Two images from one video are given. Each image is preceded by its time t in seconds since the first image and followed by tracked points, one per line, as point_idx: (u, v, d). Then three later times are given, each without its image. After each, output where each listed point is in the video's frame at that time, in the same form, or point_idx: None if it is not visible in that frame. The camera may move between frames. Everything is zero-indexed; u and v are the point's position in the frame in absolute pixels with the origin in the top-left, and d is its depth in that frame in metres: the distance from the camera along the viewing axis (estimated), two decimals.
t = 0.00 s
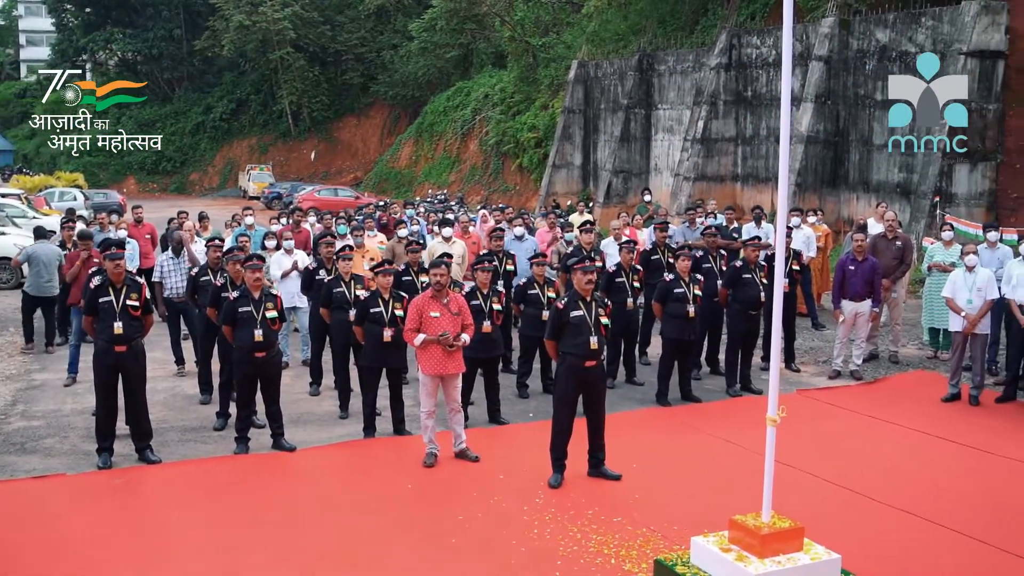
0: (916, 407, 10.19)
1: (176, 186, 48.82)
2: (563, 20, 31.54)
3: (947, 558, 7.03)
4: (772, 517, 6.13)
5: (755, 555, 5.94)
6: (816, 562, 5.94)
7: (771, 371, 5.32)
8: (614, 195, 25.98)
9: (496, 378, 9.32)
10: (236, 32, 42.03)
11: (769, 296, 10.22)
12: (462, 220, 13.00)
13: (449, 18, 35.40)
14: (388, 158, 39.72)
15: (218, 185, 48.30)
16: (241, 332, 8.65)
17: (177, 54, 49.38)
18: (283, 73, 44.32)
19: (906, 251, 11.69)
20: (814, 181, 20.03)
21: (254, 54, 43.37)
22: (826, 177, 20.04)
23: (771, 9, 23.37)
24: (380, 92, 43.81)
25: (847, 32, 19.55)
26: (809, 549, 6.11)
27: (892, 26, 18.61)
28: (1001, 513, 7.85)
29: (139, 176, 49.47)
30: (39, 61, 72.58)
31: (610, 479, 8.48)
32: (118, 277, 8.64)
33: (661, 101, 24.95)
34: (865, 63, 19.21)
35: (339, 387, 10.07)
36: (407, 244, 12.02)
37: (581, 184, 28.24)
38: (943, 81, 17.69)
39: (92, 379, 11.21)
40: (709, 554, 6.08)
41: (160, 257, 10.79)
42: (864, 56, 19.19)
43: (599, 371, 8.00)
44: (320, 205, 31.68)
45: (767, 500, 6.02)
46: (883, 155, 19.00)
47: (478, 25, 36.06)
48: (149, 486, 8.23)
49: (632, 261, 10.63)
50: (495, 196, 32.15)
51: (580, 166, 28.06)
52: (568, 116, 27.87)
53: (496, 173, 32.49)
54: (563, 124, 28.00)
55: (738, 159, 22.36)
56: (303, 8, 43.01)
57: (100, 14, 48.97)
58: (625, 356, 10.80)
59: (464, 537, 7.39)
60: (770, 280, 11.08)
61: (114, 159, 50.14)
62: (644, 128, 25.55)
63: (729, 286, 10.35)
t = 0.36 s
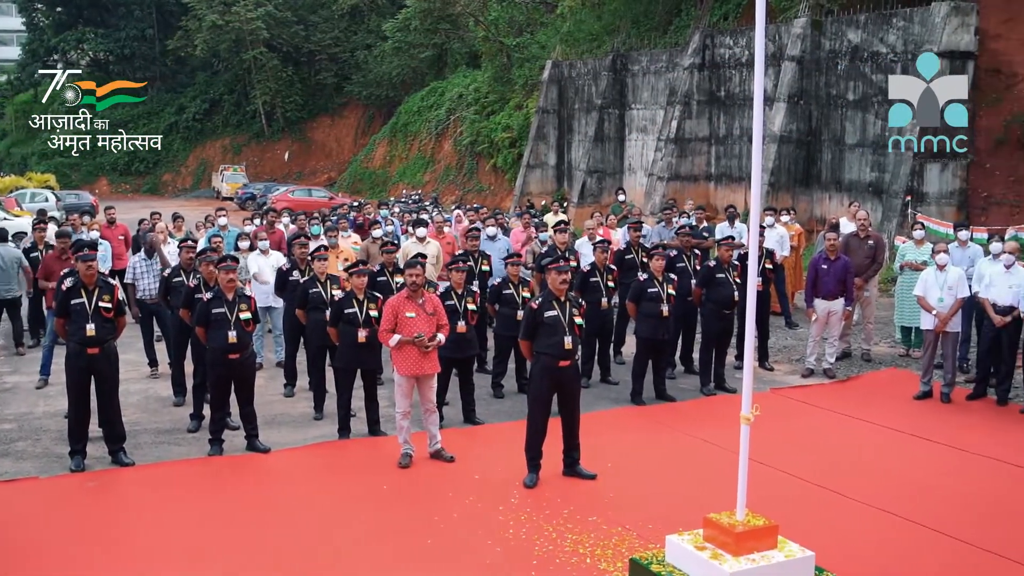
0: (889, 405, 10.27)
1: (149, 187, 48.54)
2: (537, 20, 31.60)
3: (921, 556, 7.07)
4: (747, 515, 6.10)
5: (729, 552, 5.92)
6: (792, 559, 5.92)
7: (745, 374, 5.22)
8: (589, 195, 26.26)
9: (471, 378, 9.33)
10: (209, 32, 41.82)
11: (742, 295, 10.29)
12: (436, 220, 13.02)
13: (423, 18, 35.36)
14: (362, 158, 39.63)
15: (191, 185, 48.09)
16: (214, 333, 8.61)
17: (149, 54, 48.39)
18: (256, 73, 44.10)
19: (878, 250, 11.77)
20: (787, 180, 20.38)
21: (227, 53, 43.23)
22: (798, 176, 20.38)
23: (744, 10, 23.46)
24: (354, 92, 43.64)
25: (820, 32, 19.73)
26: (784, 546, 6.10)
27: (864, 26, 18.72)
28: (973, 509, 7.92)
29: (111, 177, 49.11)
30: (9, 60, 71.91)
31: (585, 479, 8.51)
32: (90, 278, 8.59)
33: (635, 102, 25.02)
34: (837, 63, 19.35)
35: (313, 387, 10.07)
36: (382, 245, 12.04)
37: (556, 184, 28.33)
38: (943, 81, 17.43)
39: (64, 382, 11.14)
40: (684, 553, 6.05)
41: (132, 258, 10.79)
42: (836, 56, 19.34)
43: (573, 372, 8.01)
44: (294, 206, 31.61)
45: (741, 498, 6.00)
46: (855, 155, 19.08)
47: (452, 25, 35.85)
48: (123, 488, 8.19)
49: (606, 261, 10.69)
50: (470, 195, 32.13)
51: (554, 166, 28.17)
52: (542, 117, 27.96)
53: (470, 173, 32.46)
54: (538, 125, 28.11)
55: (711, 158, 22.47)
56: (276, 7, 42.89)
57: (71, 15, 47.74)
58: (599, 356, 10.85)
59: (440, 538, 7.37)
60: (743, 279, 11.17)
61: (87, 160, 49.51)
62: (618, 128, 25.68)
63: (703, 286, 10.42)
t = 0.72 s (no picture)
0: (862, 403, 10.35)
1: (121, 188, 47.81)
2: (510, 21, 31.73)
3: (895, 554, 7.10)
4: (722, 514, 6.11)
5: (704, 551, 5.92)
6: (766, 557, 5.93)
7: (719, 372, 5.22)
8: (563, 195, 26.22)
9: (446, 379, 9.34)
10: (181, 32, 41.59)
11: (717, 294, 10.36)
12: (410, 220, 13.04)
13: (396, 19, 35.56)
14: (336, 159, 39.48)
15: (164, 186, 47.65)
16: (188, 335, 8.58)
17: (121, 54, 47.05)
18: (229, 73, 43.88)
19: (851, 249, 11.82)
20: (761, 179, 20.52)
21: (199, 53, 43.06)
22: (772, 176, 20.50)
23: (718, 11, 23.60)
24: (327, 92, 43.58)
25: (793, 32, 19.84)
26: (758, 545, 6.11)
27: (836, 26, 18.78)
28: (946, 505, 7.98)
29: (83, 178, 48.17)
30: None
31: (560, 478, 8.52)
32: (63, 280, 8.54)
33: (609, 101, 25.09)
34: (810, 63, 19.42)
35: (287, 389, 10.05)
36: (356, 245, 12.06)
37: (530, 184, 28.34)
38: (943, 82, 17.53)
39: (36, 384, 11.06)
40: (661, 553, 6.06)
41: (105, 260, 10.79)
42: (809, 56, 19.42)
43: (547, 371, 8.02)
44: (267, 207, 31.52)
45: (716, 497, 6.00)
46: (828, 154, 19.18)
47: (426, 25, 35.85)
48: (96, 491, 8.13)
49: (581, 261, 10.76)
50: (444, 196, 32.12)
51: (528, 166, 28.16)
52: (516, 117, 27.98)
53: (444, 173, 32.44)
54: (512, 125, 28.13)
55: (686, 158, 22.57)
56: (249, 8, 42.91)
57: (41, 13, 46.72)
58: (575, 356, 10.88)
59: (415, 539, 7.36)
60: (717, 278, 11.24)
61: (57, 162, 48.28)
62: (592, 128, 25.74)
63: (678, 285, 10.48)
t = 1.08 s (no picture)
0: (835, 401, 10.42)
1: (92, 189, 46.54)
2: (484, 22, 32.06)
3: (869, 551, 7.14)
4: (696, 512, 6.13)
5: (680, 549, 5.93)
6: (740, 555, 5.96)
7: (694, 372, 5.23)
8: (538, 195, 26.22)
9: (421, 380, 9.36)
10: (153, 31, 41.29)
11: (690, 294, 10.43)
12: (385, 220, 13.07)
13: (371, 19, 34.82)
14: (310, 159, 39.32)
15: (137, 187, 46.69)
16: (161, 336, 8.55)
17: (93, 53, 46.91)
18: (202, 73, 43.60)
19: (824, 248, 11.99)
20: (734, 179, 20.44)
21: (172, 53, 42.75)
22: (746, 175, 20.42)
23: (691, 11, 23.66)
24: (301, 92, 43.48)
25: (766, 32, 19.88)
26: (733, 543, 6.13)
27: (809, 26, 18.89)
28: (920, 502, 8.04)
29: (55, 178, 46.95)
30: None
31: (535, 478, 8.53)
32: (35, 281, 8.49)
33: (583, 101, 25.13)
34: (783, 62, 19.52)
35: (262, 390, 10.03)
36: (331, 245, 12.07)
37: (504, 183, 28.35)
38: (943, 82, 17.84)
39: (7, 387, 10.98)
40: (636, 552, 6.07)
41: (77, 261, 10.77)
42: (782, 56, 19.50)
43: (522, 372, 8.04)
44: (241, 207, 31.42)
45: (690, 495, 6.02)
46: (801, 154, 19.27)
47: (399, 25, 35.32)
48: (68, 494, 8.08)
49: (555, 261, 10.80)
50: (419, 195, 32.11)
51: (503, 166, 28.17)
52: (491, 116, 28.00)
53: (419, 173, 32.44)
54: (486, 125, 28.15)
55: (660, 158, 22.60)
56: (222, 7, 42.72)
57: (11, 13, 46.39)
58: (550, 355, 10.92)
59: (391, 539, 7.35)
60: (692, 278, 11.30)
61: (28, 161, 47.12)
62: (566, 128, 25.76)
63: (652, 285, 10.53)
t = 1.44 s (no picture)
0: (810, 399, 10.50)
1: (65, 189, 45.72)
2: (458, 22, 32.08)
3: (844, 548, 7.19)
4: (672, 511, 6.15)
5: (656, 548, 5.96)
6: (716, 553, 5.98)
7: (669, 371, 5.26)
8: (513, 195, 26.16)
9: (395, 380, 9.37)
10: (126, 31, 40.99)
11: (665, 293, 10.49)
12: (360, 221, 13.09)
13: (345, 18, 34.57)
14: (285, 159, 39.15)
15: (109, 187, 45.75)
16: (134, 338, 8.50)
17: (64, 53, 46.60)
18: (175, 73, 43.29)
19: (797, 247, 12.08)
20: (709, 179, 20.56)
21: (145, 54, 42.44)
22: (720, 175, 20.58)
23: (665, 11, 23.53)
24: (275, 91, 43.33)
25: (739, 32, 19.95)
26: (708, 541, 6.16)
27: (782, 27, 18.98)
28: (893, 500, 8.11)
29: (26, 179, 45.87)
30: None
31: (512, 478, 8.55)
32: (6, 283, 8.43)
33: (558, 101, 25.16)
34: (757, 63, 19.60)
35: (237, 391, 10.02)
36: (305, 246, 12.07)
37: (480, 183, 28.37)
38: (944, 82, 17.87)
39: None
40: (612, 551, 6.08)
41: (49, 263, 10.80)
42: (755, 56, 19.59)
43: (498, 372, 8.05)
44: (215, 207, 31.29)
45: (666, 494, 6.04)
46: (774, 154, 19.38)
47: (374, 25, 35.30)
48: (41, 497, 8.03)
49: (531, 261, 10.83)
50: (394, 196, 32.06)
51: (478, 166, 28.19)
52: (466, 116, 28.01)
53: (394, 173, 32.40)
54: (461, 125, 28.16)
55: (635, 158, 22.67)
56: (195, 7, 42.52)
57: None
58: (526, 355, 10.96)
59: (367, 540, 7.35)
60: (666, 277, 11.37)
61: None
62: (541, 128, 25.80)
63: (627, 285, 10.58)
